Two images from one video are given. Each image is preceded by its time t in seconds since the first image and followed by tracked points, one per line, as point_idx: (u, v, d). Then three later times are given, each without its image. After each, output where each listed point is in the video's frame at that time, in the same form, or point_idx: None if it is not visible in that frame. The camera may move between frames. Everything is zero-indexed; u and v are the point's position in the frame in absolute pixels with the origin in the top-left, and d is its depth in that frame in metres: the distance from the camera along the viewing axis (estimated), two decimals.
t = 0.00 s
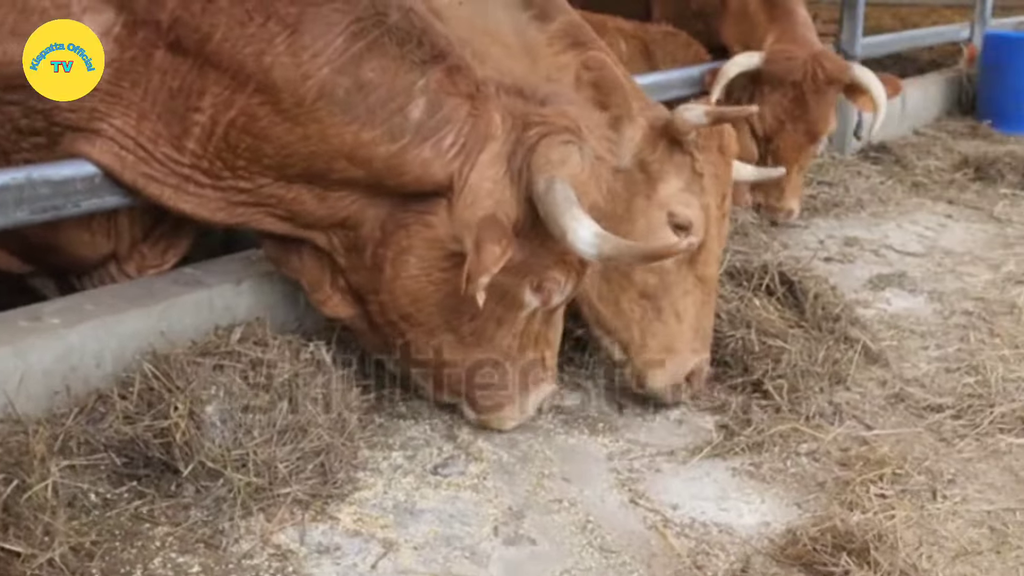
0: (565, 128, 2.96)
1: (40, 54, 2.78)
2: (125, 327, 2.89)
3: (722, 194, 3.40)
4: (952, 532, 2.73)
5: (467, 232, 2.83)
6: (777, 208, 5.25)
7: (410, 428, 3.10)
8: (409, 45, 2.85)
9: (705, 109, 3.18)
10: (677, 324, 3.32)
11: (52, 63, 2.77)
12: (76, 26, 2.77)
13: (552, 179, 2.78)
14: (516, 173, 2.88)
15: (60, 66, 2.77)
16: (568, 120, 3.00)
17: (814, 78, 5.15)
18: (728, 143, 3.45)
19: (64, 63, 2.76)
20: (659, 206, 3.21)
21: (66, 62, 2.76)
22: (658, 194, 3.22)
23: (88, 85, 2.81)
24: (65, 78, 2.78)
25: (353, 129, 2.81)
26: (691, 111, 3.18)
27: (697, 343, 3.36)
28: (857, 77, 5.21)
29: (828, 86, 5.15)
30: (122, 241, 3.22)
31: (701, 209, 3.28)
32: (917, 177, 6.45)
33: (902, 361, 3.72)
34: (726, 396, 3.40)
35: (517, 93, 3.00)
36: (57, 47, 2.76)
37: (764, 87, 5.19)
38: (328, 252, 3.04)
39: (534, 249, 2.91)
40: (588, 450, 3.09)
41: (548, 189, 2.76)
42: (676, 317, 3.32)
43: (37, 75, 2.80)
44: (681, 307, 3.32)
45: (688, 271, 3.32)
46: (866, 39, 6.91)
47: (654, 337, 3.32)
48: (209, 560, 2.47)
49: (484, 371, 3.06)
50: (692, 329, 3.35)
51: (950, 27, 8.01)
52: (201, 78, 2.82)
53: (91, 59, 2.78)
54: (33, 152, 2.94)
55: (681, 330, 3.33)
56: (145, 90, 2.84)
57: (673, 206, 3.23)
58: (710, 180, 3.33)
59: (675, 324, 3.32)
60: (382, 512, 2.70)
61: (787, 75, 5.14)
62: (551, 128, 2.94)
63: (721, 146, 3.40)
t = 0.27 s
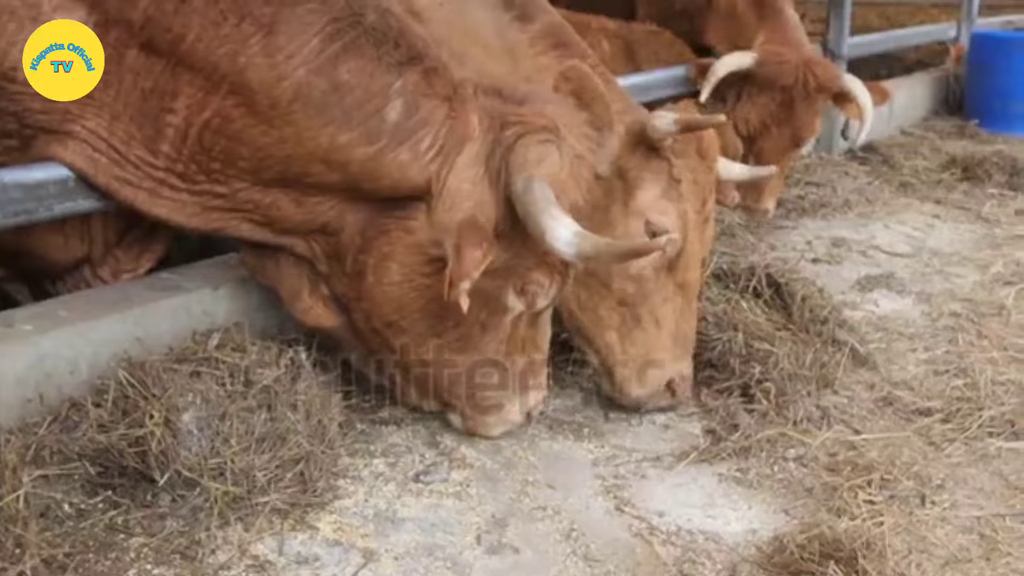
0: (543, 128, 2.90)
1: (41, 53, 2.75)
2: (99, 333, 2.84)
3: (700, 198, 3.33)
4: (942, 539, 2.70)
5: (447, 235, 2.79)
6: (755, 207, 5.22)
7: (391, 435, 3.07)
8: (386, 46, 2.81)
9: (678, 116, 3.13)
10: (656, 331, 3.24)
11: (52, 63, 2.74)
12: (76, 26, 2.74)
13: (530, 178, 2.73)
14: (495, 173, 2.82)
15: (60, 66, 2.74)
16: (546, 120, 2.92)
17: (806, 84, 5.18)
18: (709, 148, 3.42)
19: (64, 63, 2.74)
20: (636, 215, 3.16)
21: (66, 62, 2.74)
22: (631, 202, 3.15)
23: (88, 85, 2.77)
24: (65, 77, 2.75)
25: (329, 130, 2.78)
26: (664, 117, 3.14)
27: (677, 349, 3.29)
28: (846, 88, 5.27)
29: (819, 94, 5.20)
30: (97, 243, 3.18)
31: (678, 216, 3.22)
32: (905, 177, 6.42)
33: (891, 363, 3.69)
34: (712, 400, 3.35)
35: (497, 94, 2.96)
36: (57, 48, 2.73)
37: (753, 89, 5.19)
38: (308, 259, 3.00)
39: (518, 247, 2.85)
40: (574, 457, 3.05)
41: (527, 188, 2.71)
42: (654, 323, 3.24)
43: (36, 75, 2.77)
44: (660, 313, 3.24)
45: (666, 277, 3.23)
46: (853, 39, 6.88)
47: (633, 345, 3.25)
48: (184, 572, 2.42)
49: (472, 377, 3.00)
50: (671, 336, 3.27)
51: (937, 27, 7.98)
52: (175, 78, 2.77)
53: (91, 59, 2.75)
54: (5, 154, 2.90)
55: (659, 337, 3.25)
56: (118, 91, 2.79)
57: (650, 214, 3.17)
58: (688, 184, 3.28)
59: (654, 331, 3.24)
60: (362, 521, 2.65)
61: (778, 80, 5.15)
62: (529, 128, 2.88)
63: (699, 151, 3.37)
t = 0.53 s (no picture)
0: (532, 123, 2.83)
1: (40, 54, 2.73)
2: (81, 334, 2.80)
3: (688, 200, 3.29)
4: (936, 542, 2.66)
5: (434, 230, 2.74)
6: (756, 207, 5.16)
7: (378, 437, 3.02)
8: (371, 38, 2.78)
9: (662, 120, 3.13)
10: (642, 333, 3.25)
11: (52, 63, 2.72)
12: (76, 26, 2.73)
13: (517, 174, 2.68)
14: (482, 168, 2.77)
15: (60, 66, 2.73)
16: (535, 114, 2.86)
17: (809, 91, 5.18)
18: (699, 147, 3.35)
19: (65, 63, 2.72)
20: (621, 218, 3.17)
21: (66, 62, 2.72)
22: (615, 205, 3.16)
23: (88, 85, 2.76)
24: (65, 77, 2.74)
25: (314, 123, 2.74)
26: (648, 121, 3.13)
27: (663, 353, 3.28)
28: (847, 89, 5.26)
29: (820, 99, 5.22)
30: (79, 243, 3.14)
31: (664, 220, 3.22)
32: (899, 176, 6.38)
33: (884, 364, 3.65)
34: (703, 401, 3.31)
35: (486, 86, 2.91)
36: (57, 48, 2.72)
37: (757, 98, 5.17)
38: (289, 257, 2.95)
39: (502, 244, 2.81)
40: (563, 459, 3.01)
41: (514, 184, 2.67)
42: (641, 326, 3.25)
43: (36, 75, 2.74)
44: (646, 316, 3.25)
45: (653, 281, 3.24)
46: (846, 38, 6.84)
47: (619, 346, 3.25)
48: None
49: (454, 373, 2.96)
50: (657, 338, 3.27)
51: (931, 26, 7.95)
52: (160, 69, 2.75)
53: (91, 59, 2.74)
54: None
55: (647, 340, 3.26)
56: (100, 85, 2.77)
57: (637, 217, 3.18)
58: (676, 188, 3.26)
59: (640, 333, 3.25)
60: (347, 525, 2.61)
61: (782, 88, 5.13)
62: (518, 122, 2.81)
63: (687, 151, 3.32)
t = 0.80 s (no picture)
0: (512, 123, 2.72)
1: (39, 53, 2.67)
2: (55, 335, 2.75)
3: (682, 198, 3.18)
4: (926, 549, 2.61)
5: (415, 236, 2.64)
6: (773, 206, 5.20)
7: (360, 441, 2.95)
8: (350, 40, 2.70)
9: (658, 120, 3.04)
10: (636, 332, 3.20)
11: (52, 63, 2.65)
12: (76, 26, 2.67)
13: (497, 175, 2.57)
14: (463, 171, 2.65)
15: (60, 66, 2.66)
16: (515, 115, 2.76)
17: (811, 86, 5.04)
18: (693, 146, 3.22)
19: (64, 63, 2.66)
20: (615, 217, 3.10)
21: (66, 62, 2.66)
22: (610, 204, 3.10)
23: (88, 85, 2.69)
24: (66, 77, 2.67)
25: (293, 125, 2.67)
26: (645, 122, 3.05)
27: (660, 352, 3.22)
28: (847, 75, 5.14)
29: (823, 90, 5.07)
30: (56, 243, 3.07)
31: (658, 221, 3.13)
32: (892, 175, 6.33)
33: (876, 365, 3.59)
34: (692, 404, 3.26)
35: (467, 88, 2.81)
36: (57, 47, 2.65)
37: (762, 101, 5.03)
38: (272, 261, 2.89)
39: (488, 246, 2.68)
40: (548, 463, 2.95)
41: (494, 185, 2.55)
42: (634, 324, 3.20)
43: (36, 75, 2.68)
44: (639, 315, 3.19)
45: (646, 279, 3.18)
46: (840, 35, 6.79)
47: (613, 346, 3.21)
48: None
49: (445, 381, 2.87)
50: (650, 336, 3.21)
51: (926, 24, 7.90)
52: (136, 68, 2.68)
53: (91, 59, 2.67)
54: None
55: (642, 339, 3.20)
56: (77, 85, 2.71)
57: (630, 217, 3.11)
58: (670, 187, 3.15)
59: (633, 332, 3.20)
60: (325, 532, 2.56)
61: (784, 89, 4.99)
62: (498, 122, 2.71)
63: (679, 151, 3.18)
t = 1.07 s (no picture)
0: (497, 126, 2.66)
1: (39, 54, 2.60)
2: (30, 346, 2.68)
3: (668, 208, 3.14)
4: (919, 563, 2.55)
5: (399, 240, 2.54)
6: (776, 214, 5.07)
7: (343, 452, 2.90)
8: (335, 39, 2.63)
9: (645, 132, 3.00)
10: (615, 339, 3.18)
11: (52, 63, 2.59)
12: (76, 25, 2.59)
13: (481, 180, 2.49)
14: (447, 175, 2.58)
15: (60, 66, 2.59)
16: (501, 118, 2.69)
17: (816, 89, 4.99)
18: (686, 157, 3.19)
19: (64, 63, 2.59)
20: (599, 224, 3.06)
21: (65, 62, 2.58)
22: (593, 211, 3.05)
23: (87, 85, 2.63)
24: (66, 77, 2.60)
25: (277, 129, 2.61)
26: (632, 133, 3.00)
27: (638, 359, 3.21)
28: (850, 83, 5.10)
29: (826, 95, 5.03)
30: (37, 249, 3.01)
31: (642, 230, 3.10)
32: (889, 178, 6.27)
33: (870, 372, 3.54)
34: (682, 412, 3.20)
35: (456, 89, 2.74)
36: (57, 47, 2.58)
37: (766, 104, 4.99)
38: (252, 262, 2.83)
39: (474, 252, 2.60)
40: (534, 474, 2.89)
41: (477, 191, 2.47)
42: (614, 331, 3.18)
43: (36, 75, 2.61)
44: (620, 322, 3.17)
45: (627, 287, 3.15)
46: (835, 36, 6.74)
47: (591, 352, 3.19)
48: None
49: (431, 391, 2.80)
50: (627, 344, 3.19)
51: (922, 24, 7.85)
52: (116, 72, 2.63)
53: (92, 59, 2.61)
54: None
55: (621, 346, 3.19)
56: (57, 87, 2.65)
57: (614, 224, 3.08)
58: (657, 197, 3.12)
59: (613, 338, 3.18)
60: (304, 545, 2.50)
61: (787, 91, 4.95)
62: (483, 125, 2.65)
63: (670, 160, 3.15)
